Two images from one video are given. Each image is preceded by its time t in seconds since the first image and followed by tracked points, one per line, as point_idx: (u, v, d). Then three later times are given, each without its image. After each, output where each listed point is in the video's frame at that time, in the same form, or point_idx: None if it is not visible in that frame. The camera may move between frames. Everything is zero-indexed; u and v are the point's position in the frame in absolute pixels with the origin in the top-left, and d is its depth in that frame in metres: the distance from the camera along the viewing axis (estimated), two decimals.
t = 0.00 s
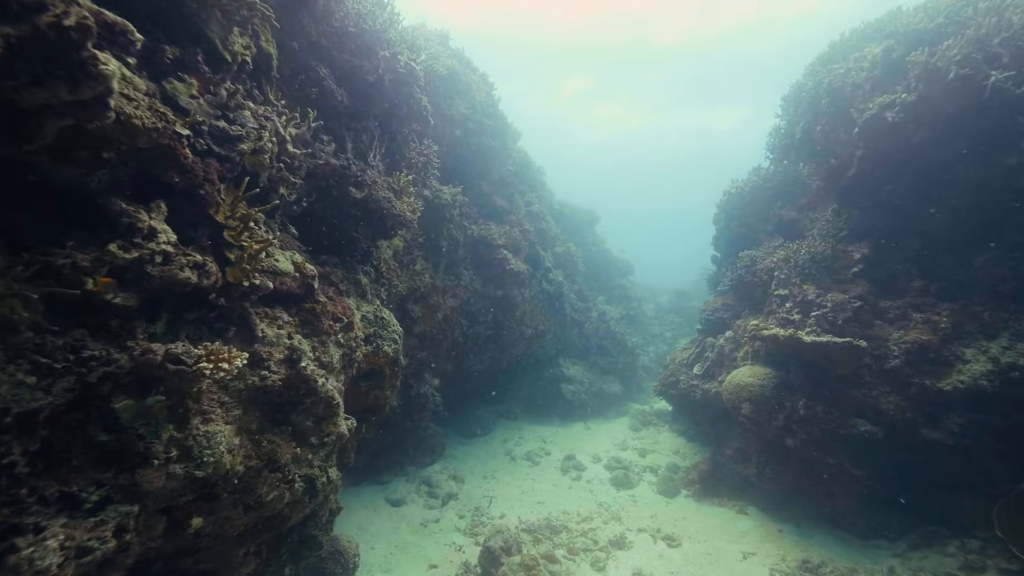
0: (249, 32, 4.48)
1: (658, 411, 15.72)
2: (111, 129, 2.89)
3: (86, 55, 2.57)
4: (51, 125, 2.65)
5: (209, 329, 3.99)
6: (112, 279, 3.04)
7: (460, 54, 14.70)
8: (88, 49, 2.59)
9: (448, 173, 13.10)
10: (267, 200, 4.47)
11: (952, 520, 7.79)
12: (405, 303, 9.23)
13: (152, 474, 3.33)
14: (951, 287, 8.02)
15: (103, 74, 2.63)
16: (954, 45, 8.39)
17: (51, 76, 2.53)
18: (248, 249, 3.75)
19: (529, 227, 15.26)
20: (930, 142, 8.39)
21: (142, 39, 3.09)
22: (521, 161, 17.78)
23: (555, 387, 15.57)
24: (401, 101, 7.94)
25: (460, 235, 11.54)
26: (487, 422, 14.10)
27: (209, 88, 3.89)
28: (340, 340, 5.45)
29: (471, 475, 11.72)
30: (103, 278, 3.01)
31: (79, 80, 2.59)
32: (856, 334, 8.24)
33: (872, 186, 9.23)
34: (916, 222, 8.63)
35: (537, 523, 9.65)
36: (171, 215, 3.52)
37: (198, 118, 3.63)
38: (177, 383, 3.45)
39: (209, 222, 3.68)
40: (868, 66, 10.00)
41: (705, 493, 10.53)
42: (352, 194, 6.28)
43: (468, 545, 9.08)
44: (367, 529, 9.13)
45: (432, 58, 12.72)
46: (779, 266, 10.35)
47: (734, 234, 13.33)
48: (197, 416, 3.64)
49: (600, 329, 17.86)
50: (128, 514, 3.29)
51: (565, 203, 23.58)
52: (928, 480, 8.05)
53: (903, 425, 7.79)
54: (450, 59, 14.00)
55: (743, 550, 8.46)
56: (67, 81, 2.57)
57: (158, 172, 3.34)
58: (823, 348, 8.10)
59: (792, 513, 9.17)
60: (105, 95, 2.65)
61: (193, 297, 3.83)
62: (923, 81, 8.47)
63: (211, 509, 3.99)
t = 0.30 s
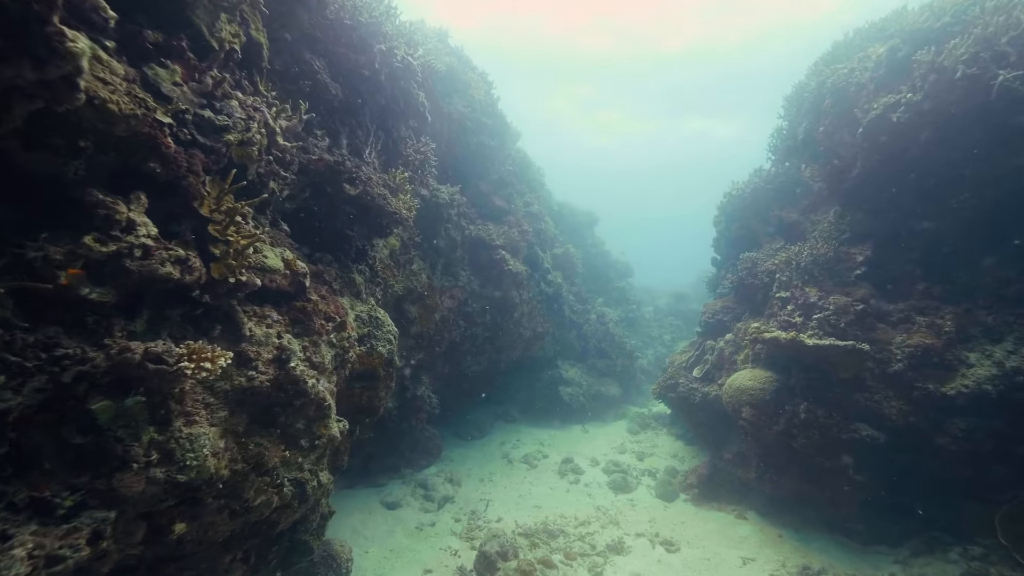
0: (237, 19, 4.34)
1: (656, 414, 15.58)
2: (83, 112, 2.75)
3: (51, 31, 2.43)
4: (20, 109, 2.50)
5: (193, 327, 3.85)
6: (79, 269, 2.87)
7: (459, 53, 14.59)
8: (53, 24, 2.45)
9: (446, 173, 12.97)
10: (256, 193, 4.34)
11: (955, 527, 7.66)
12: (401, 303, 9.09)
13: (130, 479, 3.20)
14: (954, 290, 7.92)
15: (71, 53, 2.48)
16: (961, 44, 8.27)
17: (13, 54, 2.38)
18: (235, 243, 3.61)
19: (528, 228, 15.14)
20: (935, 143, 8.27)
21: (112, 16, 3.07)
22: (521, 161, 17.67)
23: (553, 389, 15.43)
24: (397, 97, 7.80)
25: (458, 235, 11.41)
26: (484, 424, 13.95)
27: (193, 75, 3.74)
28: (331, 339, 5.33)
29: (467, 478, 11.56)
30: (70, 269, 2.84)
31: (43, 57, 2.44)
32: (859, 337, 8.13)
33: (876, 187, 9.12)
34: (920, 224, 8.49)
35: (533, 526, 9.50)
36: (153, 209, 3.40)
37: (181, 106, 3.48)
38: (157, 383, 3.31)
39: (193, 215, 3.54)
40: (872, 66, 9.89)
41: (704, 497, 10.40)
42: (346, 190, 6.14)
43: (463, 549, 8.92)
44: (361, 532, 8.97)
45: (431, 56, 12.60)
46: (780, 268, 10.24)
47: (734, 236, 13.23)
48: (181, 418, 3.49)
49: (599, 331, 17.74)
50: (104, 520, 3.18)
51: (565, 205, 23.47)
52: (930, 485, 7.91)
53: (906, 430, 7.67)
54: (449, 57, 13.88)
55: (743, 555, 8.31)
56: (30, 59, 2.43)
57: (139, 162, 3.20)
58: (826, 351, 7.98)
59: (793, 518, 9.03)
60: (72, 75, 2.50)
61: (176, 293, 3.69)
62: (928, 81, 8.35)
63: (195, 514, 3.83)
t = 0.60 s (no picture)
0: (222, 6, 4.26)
1: (655, 415, 15.46)
2: (51, 94, 2.62)
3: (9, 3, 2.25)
4: None
5: (175, 326, 3.72)
6: (46, 261, 2.69)
7: (457, 50, 14.44)
8: None
9: (443, 171, 12.83)
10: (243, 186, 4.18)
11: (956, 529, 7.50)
12: (397, 303, 8.95)
13: (107, 483, 3.10)
14: (957, 290, 7.83)
15: (31, 27, 2.34)
16: (966, 38, 8.07)
17: None
18: (219, 239, 3.50)
19: (526, 227, 14.99)
20: (940, 140, 8.12)
21: None
22: (518, 161, 17.53)
23: (551, 390, 15.30)
24: (391, 91, 7.65)
25: (455, 234, 11.26)
26: (481, 425, 13.81)
27: (174, 62, 3.63)
28: (322, 339, 5.21)
29: (465, 480, 11.42)
30: (32, 262, 2.65)
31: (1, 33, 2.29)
32: (861, 337, 8.02)
33: (878, 185, 9.01)
34: (923, 223, 8.40)
35: (531, 529, 9.37)
36: (130, 201, 3.25)
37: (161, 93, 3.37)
38: (136, 384, 3.21)
39: (173, 208, 3.40)
40: (875, 61, 9.75)
41: (703, 499, 10.28)
42: (339, 186, 6.01)
43: (460, 552, 8.78)
44: (356, 535, 8.83)
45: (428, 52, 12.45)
46: (781, 267, 10.13)
47: (733, 236, 13.14)
48: (161, 420, 3.38)
49: (598, 331, 17.62)
50: (78, 527, 3.06)
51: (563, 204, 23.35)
52: (934, 488, 7.78)
53: (908, 431, 7.56)
54: (446, 53, 13.72)
55: (743, 558, 8.18)
56: None
57: (116, 151, 3.06)
58: (828, 351, 7.87)
59: (793, 520, 8.92)
60: (33, 51, 2.38)
61: (158, 290, 3.53)
62: (933, 76, 8.22)
63: (179, 520, 3.69)
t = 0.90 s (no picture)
0: None
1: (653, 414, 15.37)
2: (10, 73, 2.50)
3: None
4: None
5: (154, 324, 3.59)
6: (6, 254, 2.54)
7: (452, 44, 14.28)
8: None
9: (439, 167, 12.67)
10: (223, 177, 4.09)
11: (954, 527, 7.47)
12: (391, 301, 8.80)
13: (81, 487, 3.01)
14: (957, 287, 7.74)
15: None
16: (971, 31, 7.85)
17: None
18: (201, 233, 3.40)
19: (523, 224, 14.86)
20: (940, 136, 7.94)
21: None
22: (516, 158, 17.37)
23: (548, 389, 15.18)
24: (383, 83, 7.49)
25: (451, 231, 11.09)
26: (478, 424, 13.68)
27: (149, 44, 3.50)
28: (312, 337, 5.07)
29: (461, 480, 11.29)
30: None
31: None
32: (861, 335, 7.92)
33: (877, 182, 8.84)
34: (922, 220, 8.31)
35: (527, 529, 9.26)
36: (100, 189, 3.12)
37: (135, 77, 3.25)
38: (111, 384, 3.10)
39: (149, 198, 3.27)
40: (877, 55, 9.59)
41: (701, 498, 10.20)
42: (329, 180, 5.95)
43: (456, 553, 8.65)
44: (350, 536, 8.70)
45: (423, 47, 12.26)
46: (781, 265, 10.05)
47: (731, 234, 13.10)
48: (140, 421, 3.28)
49: (595, 330, 17.53)
50: (49, 535, 2.98)
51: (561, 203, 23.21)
52: (935, 487, 7.69)
53: (908, 429, 7.46)
54: (442, 48, 13.55)
55: (741, 557, 8.09)
56: None
57: (85, 137, 2.96)
58: (829, 349, 7.77)
59: (791, 518, 8.84)
60: None
61: (134, 285, 3.42)
62: (936, 70, 7.98)
63: (161, 525, 3.56)
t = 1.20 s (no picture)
0: None
1: (647, 409, 15.33)
2: None
3: None
4: None
5: (128, 320, 3.43)
6: None
7: (444, 36, 14.07)
8: None
9: (430, 161, 12.50)
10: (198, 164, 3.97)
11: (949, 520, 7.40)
12: (383, 297, 8.62)
13: (48, 494, 2.85)
14: (953, 280, 7.68)
15: None
16: (970, 21, 7.76)
17: None
18: (174, 225, 3.26)
19: (517, 219, 14.71)
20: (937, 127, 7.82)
21: None
22: (509, 153, 17.18)
23: (543, 386, 15.08)
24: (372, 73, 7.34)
25: (443, 226, 10.88)
26: (472, 422, 13.55)
27: (115, 21, 3.33)
28: (298, 334, 4.93)
29: (455, 478, 11.17)
30: None
31: None
32: (857, 329, 7.86)
33: (873, 175, 8.72)
34: (917, 212, 8.24)
35: (522, 526, 9.17)
36: (62, 176, 2.98)
37: (100, 56, 3.08)
38: (80, 385, 2.95)
39: (119, 186, 3.13)
40: (875, 46, 9.47)
41: (695, 493, 10.16)
42: (316, 171, 5.81)
43: (450, 552, 8.52)
44: (342, 536, 8.56)
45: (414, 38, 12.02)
46: (777, 259, 9.98)
47: (726, 228, 13.04)
48: (114, 423, 3.12)
49: (590, 326, 17.47)
50: (13, 545, 2.80)
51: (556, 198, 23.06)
52: (930, 481, 7.66)
53: (904, 424, 7.41)
54: (433, 39, 13.33)
55: (736, 552, 8.03)
56: None
57: (44, 120, 2.82)
58: (825, 343, 7.71)
59: (787, 513, 8.79)
60: None
61: (104, 279, 3.25)
62: (934, 60, 7.89)
63: (137, 532, 3.40)
